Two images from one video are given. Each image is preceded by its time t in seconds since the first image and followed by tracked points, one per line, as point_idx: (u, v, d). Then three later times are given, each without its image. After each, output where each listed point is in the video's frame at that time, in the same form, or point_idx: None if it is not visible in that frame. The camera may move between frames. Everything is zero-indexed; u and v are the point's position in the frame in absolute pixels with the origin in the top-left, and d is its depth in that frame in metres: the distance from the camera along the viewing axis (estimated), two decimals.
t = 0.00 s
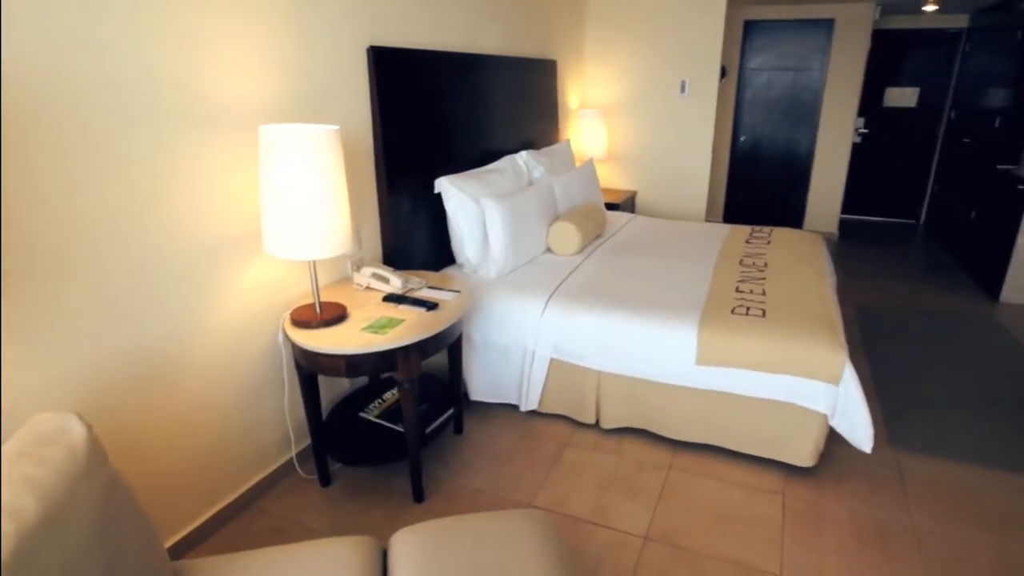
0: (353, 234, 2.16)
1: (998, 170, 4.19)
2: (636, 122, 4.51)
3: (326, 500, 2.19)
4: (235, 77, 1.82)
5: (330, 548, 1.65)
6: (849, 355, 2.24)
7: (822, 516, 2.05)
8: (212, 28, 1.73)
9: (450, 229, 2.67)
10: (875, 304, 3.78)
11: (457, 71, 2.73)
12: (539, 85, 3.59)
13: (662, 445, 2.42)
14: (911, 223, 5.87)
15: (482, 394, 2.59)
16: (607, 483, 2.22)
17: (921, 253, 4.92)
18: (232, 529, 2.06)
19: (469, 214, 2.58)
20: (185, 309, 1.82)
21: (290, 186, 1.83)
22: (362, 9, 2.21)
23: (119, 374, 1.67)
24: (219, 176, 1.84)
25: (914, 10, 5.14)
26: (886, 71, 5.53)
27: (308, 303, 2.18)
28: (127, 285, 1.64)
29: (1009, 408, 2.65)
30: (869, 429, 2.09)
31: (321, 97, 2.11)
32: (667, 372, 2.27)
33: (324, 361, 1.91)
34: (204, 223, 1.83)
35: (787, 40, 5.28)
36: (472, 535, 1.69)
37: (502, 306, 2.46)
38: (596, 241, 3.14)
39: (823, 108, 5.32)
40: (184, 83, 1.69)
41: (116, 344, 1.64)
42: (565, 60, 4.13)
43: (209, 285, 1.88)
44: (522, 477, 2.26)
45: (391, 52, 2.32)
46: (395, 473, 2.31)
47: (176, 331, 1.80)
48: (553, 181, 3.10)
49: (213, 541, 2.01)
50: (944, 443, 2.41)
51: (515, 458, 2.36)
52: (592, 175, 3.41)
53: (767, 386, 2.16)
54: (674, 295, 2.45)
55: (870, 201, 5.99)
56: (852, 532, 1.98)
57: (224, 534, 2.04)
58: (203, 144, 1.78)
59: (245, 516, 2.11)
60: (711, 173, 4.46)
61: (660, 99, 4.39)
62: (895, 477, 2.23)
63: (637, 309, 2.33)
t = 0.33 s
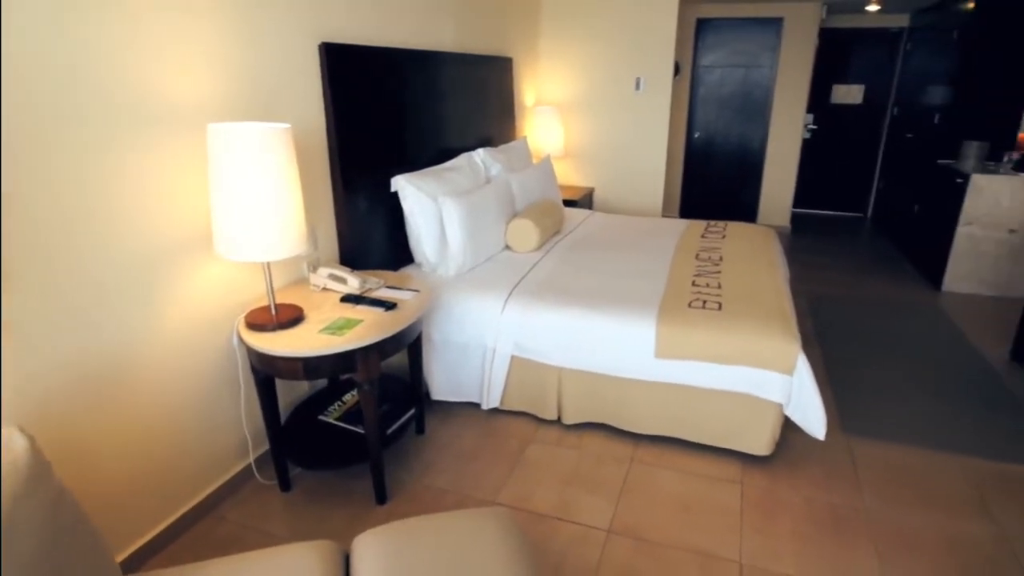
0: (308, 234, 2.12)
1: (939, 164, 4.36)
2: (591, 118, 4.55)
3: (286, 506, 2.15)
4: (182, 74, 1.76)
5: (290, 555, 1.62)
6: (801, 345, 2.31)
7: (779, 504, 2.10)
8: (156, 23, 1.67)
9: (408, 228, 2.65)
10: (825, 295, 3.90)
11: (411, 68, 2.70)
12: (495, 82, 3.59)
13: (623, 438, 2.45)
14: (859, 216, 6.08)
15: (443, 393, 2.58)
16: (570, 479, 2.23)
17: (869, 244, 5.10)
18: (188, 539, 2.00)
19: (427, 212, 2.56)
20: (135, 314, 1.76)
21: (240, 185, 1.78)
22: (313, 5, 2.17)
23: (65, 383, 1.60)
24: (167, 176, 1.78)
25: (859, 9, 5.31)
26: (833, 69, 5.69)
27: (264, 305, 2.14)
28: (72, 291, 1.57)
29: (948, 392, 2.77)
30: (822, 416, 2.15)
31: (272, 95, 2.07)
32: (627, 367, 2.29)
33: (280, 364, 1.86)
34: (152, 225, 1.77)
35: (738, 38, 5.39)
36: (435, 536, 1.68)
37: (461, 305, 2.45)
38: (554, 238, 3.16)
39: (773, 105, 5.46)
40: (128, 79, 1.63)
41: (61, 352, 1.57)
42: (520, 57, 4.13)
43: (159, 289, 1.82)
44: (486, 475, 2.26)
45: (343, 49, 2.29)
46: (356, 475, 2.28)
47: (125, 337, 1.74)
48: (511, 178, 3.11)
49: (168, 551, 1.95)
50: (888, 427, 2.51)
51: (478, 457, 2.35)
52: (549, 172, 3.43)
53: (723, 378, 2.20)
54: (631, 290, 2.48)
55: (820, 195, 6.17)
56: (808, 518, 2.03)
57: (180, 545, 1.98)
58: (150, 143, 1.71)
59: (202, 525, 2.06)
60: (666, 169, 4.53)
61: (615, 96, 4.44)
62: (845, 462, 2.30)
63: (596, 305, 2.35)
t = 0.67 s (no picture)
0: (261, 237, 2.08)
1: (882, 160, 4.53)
2: (547, 118, 4.57)
3: (243, 515, 2.10)
4: (127, 74, 1.70)
5: (246, 565, 1.59)
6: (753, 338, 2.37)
7: (736, 494, 2.15)
8: (97, 21, 1.61)
9: (364, 229, 2.62)
10: (775, 288, 4.01)
11: (363, 68, 2.68)
12: (449, 82, 3.58)
13: (583, 435, 2.47)
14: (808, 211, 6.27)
15: (403, 394, 2.57)
16: (532, 477, 2.24)
17: (818, 239, 5.26)
18: (141, 553, 1.94)
19: (383, 213, 2.54)
20: (80, 324, 1.69)
21: (188, 188, 1.73)
22: (261, 2, 2.13)
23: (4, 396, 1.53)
24: (112, 179, 1.71)
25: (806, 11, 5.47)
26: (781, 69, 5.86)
27: (216, 310, 2.09)
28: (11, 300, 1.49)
29: (890, 379, 2.89)
30: (776, 407, 2.21)
31: (220, 96, 2.02)
32: (586, 364, 2.31)
33: (234, 371, 1.82)
34: (97, 231, 1.70)
35: (691, 38, 5.49)
36: (394, 539, 1.66)
37: (420, 306, 2.44)
38: (512, 237, 3.17)
39: (725, 104, 5.58)
40: (69, 79, 1.56)
41: None
42: (475, 56, 4.12)
43: (105, 297, 1.75)
44: (448, 476, 2.25)
45: (293, 48, 2.25)
46: (315, 481, 2.25)
47: (70, 348, 1.67)
48: (467, 178, 3.10)
49: (119, 567, 1.89)
50: (835, 415, 2.60)
51: (440, 458, 2.35)
52: (506, 171, 3.44)
53: (679, 372, 2.24)
54: (588, 287, 2.51)
55: (771, 191, 6.34)
56: (763, 507, 2.09)
57: (133, 559, 1.92)
58: (93, 146, 1.65)
59: (155, 539, 2.00)
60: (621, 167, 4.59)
61: (569, 95, 4.48)
62: (797, 451, 2.37)
63: (553, 303, 2.36)
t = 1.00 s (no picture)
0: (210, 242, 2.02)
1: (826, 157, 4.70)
2: (502, 117, 4.58)
3: (198, 529, 2.04)
4: (66, 75, 1.62)
5: None
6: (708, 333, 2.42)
7: (695, 485, 2.20)
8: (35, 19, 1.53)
9: (318, 232, 2.58)
10: (728, 283, 4.12)
11: (314, 68, 2.63)
12: (403, 82, 3.55)
13: (544, 433, 2.49)
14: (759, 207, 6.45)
15: (363, 399, 2.54)
16: (495, 477, 2.24)
17: (768, 234, 5.42)
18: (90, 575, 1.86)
19: (337, 215, 2.50)
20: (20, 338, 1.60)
21: (133, 192, 1.67)
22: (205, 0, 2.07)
23: None
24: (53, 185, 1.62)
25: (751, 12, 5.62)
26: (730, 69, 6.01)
27: (165, 319, 2.02)
28: None
29: (837, 368, 3.00)
30: (732, 399, 2.27)
31: (165, 97, 1.95)
32: (546, 363, 2.33)
33: (185, 381, 1.76)
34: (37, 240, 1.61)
35: (642, 39, 5.58)
36: (356, 544, 1.64)
37: (377, 309, 2.41)
38: (469, 237, 3.16)
39: (677, 103, 5.69)
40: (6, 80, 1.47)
41: None
42: (428, 56, 4.10)
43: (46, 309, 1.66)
44: (410, 480, 2.24)
45: (239, 48, 2.19)
46: (273, 491, 2.20)
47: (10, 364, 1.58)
48: (423, 179, 3.09)
49: None
50: (787, 405, 2.68)
51: (402, 462, 2.32)
52: (462, 171, 3.43)
53: (637, 368, 2.28)
54: (546, 286, 2.52)
55: (723, 189, 6.50)
56: (722, 497, 2.14)
57: None
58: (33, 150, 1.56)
59: (105, 559, 1.91)
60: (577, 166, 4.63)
61: (524, 95, 4.49)
62: (751, 441, 2.44)
63: (512, 302, 2.37)
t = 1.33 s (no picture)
0: (162, 247, 1.96)
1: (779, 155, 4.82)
2: (461, 117, 4.57)
3: (155, 544, 1.97)
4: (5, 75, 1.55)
5: None
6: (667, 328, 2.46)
7: (659, 479, 2.23)
8: None
9: (275, 235, 2.53)
10: (688, 279, 4.19)
11: (268, 68, 2.58)
12: (361, 82, 3.51)
13: (509, 433, 2.49)
14: (716, 204, 6.59)
15: (325, 404, 2.50)
16: (461, 478, 2.24)
17: (726, 230, 5.54)
18: None
19: (294, 218, 2.46)
20: None
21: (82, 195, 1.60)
22: None
23: None
24: None
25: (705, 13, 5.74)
26: (685, 69, 6.12)
27: (115, 327, 1.95)
28: None
29: (793, 360, 3.08)
30: (692, 392, 2.31)
31: (112, 98, 1.88)
32: (509, 362, 2.33)
33: (137, 391, 1.70)
34: None
35: (599, 39, 5.64)
36: (320, 551, 1.62)
37: (337, 312, 2.38)
38: (430, 238, 3.15)
39: (634, 103, 5.78)
40: None
41: None
42: (385, 56, 4.06)
43: None
44: (375, 484, 2.21)
45: (189, 47, 2.13)
46: (233, 502, 2.15)
47: None
48: (382, 181, 3.06)
49: None
50: (746, 397, 2.75)
51: (367, 467, 2.30)
52: (422, 172, 3.42)
53: (600, 365, 2.30)
54: (508, 286, 2.53)
55: (682, 187, 6.61)
56: (685, 489, 2.18)
57: None
58: None
59: None
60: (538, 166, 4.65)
61: (483, 95, 4.49)
62: (711, 433, 2.49)
63: (474, 302, 2.37)
